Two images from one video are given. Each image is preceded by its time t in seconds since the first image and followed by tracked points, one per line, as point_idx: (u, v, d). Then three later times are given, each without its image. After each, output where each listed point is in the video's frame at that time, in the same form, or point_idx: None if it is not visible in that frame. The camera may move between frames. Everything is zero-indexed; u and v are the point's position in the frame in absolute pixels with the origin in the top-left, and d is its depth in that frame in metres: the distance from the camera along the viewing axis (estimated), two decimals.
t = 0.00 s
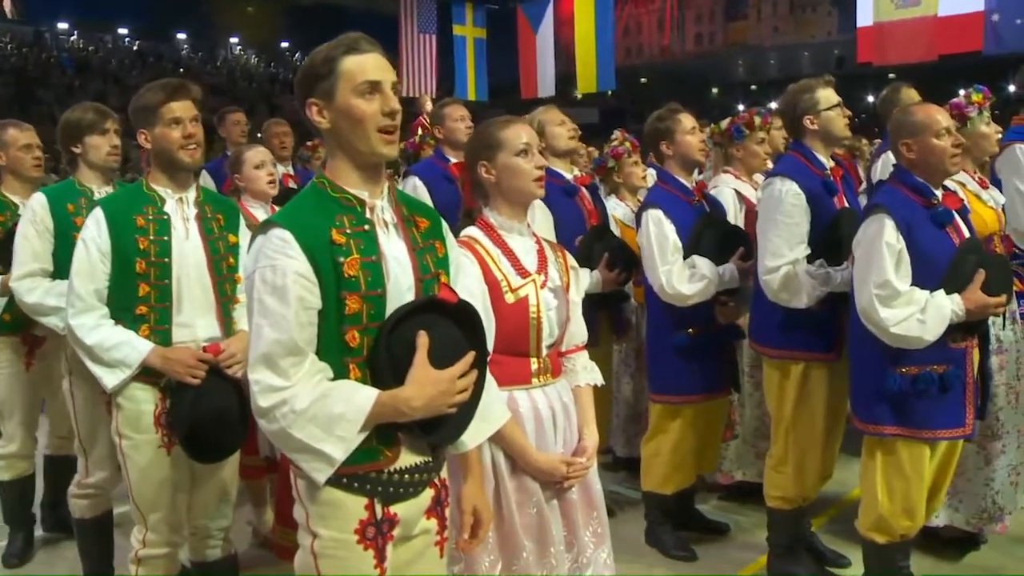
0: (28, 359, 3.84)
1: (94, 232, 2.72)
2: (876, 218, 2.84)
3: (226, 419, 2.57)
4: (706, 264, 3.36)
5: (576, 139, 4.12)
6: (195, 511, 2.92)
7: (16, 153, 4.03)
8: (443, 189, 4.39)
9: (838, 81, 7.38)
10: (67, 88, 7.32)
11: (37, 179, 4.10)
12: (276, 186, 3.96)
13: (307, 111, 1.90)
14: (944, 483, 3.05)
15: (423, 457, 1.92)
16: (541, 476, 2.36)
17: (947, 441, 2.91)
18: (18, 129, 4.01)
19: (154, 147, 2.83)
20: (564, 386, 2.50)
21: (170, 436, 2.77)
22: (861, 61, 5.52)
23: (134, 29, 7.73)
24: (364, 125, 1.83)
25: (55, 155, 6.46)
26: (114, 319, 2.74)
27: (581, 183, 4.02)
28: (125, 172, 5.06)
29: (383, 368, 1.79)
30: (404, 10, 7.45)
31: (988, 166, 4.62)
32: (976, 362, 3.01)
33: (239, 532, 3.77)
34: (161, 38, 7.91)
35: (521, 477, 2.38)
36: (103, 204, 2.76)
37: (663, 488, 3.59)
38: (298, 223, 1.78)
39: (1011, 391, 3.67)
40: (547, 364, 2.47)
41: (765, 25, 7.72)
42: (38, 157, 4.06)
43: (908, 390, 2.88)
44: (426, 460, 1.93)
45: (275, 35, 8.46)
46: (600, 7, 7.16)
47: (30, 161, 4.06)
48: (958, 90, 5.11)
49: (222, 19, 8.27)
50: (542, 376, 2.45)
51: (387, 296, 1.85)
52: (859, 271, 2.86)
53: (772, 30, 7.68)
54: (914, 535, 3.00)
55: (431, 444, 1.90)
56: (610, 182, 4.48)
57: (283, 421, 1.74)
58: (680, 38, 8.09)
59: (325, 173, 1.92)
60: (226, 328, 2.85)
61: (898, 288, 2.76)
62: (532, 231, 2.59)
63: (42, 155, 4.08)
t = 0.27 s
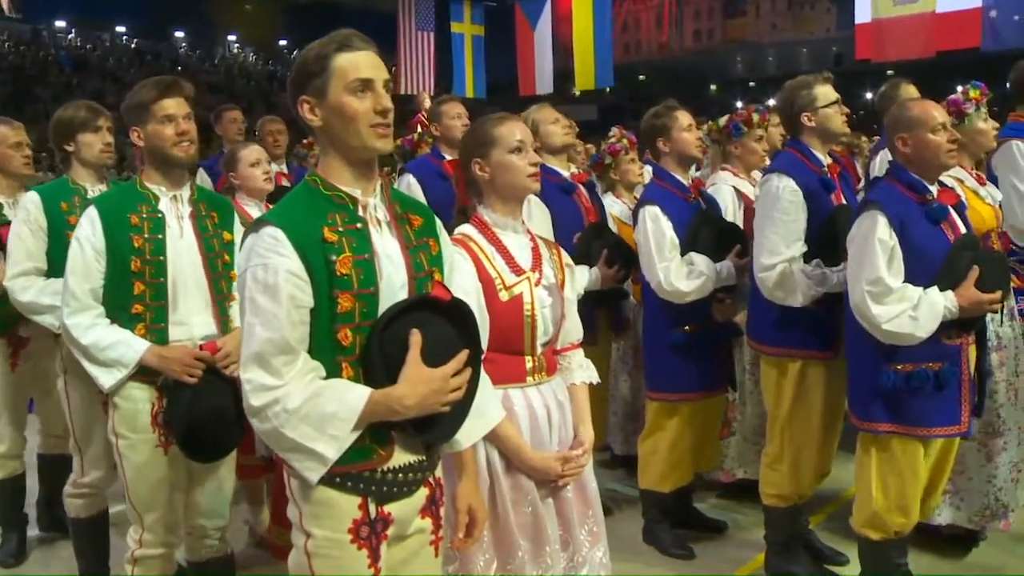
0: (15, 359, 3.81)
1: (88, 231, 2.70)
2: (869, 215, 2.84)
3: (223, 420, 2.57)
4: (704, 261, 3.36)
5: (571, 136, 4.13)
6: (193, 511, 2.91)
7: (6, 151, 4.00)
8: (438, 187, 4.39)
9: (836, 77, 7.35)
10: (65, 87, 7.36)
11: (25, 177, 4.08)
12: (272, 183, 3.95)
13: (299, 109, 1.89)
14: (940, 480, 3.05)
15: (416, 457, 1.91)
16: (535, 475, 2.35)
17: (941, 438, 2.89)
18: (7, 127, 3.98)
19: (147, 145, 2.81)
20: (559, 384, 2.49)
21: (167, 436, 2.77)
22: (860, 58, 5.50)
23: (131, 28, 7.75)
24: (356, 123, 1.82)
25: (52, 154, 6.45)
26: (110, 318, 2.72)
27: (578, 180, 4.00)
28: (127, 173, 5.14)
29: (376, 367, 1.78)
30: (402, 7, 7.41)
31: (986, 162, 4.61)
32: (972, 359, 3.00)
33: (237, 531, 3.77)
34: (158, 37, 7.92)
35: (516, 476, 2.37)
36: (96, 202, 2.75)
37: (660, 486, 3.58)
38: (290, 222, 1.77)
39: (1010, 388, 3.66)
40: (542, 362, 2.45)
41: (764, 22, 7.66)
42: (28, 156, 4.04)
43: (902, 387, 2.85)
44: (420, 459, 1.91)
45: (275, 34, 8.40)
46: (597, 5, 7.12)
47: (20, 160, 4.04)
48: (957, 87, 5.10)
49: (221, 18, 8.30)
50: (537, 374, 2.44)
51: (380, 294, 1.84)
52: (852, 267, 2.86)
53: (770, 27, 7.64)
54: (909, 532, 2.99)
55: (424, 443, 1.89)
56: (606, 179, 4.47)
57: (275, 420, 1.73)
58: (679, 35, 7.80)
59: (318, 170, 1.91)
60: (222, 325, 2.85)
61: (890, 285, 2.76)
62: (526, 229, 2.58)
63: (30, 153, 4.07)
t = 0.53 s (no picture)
0: (2, 358, 3.78)
1: (83, 230, 2.69)
2: (864, 211, 2.83)
3: (222, 418, 2.53)
4: (701, 260, 3.36)
5: (567, 135, 4.12)
6: (189, 511, 2.91)
7: None
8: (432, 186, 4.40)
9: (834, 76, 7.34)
10: (63, 86, 7.29)
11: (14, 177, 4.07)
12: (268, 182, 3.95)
13: (292, 107, 1.87)
14: (936, 480, 3.04)
15: (408, 457, 1.89)
16: (529, 475, 2.35)
17: (929, 437, 2.89)
18: None
19: (139, 143, 2.80)
20: (553, 384, 2.48)
21: (166, 437, 2.75)
22: (857, 57, 5.45)
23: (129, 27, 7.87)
24: (349, 121, 1.81)
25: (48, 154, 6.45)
26: (108, 318, 2.71)
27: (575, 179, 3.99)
28: (122, 172, 5.14)
29: (369, 367, 1.77)
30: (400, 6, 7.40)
31: (982, 160, 4.60)
32: (964, 360, 2.99)
33: (233, 531, 3.77)
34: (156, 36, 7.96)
35: (509, 476, 2.36)
36: (91, 201, 2.73)
37: (657, 486, 3.57)
38: (282, 220, 1.76)
39: (1005, 387, 3.65)
40: (536, 362, 2.44)
41: (763, 22, 7.58)
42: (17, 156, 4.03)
43: (891, 385, 2.85)
44: (413, 460, 1.90)
45: (272, 32, 8.38)
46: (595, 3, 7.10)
47: (10, 160, 4.03)
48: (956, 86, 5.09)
49: (219, 17, 8.28)
50: (531, 374, 2.43)
51: (373, 293, 1.84)
52: (846, 263, 2.85)
53: (769, 26, 7.60)
54: (901, 532, 2.98)
55: (417, 443, 1.88)
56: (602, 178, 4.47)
57: (267, 420, 1.72)
58: (676, 34, 7.75)
59: (311, 169, 1.90)
60: (219, 322, 2.84)
61: (884, 281, 2.75)
62: (520, 228, 2.57)
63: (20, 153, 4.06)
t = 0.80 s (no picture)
0: None
1: (71, 228, 2.67)
2: (854, 207, 2.82)
3: (212, 416, 2.52)
4: (693, 259, 3.35)
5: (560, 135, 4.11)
6: (178, 511, 2.90)
7: None
8: (422, 184, 4.42)
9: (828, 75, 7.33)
10: (57, 85, 7.24)
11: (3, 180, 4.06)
12: (259, 183, 3.95)
13: (278, 105, 1.86)
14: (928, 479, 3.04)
15: (396, 458, 1.88)
16: (517, 475, 2.34)
17: (919, 435, 2.89)
18: None
19: (127, 142, 2.79)
20: (543, 383, 2.47)
21: (156, 438, 2.74)
22: (852, 56, 5.44)
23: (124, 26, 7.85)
24: (335, 119, 1.80)
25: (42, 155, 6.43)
26: (99, 316, 2.69)
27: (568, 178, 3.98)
28: (114, 172, 5.12)
29: (356, 366, 1.75)
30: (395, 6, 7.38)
31: (975, 159, 4.60)
32: (954, 358, 2.99)
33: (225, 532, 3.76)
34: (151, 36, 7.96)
35: (498, 477, 2.36)
36: (78, 199, 2.72)
37: (650, 486, 3.56)
38: (269, 218, 1.75)
39: (992, 386, 3.65)
40: (525, 361, 2.43)
41: (757, 21, 7.62)
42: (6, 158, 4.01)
43: (881, 382, 2.85)
44: (401, 460, 1.89)
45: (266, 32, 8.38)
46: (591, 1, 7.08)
47: None
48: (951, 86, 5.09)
49: (213, 18, 8.37)
50: (521, 373, 2.42)
51: (360, 292, 1.83)
52: (836, 259, 2.84)
53: (764, 27, 7.64)
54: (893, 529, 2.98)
55: (405, 443, 1.86)
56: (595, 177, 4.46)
57: (253, 420, 1.70)
58: (673, 33, 7.72)
59: (297, 166, 1.89)
60: (210, 317, 2.83)
61: (874, 277, 2.75)
62: (510, 227, 2.56)
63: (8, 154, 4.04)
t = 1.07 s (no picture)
0: None
1: (62, 237, 2.67)
2: (846, 211, 2.82)
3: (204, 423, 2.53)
4: (687, 263, 3.35)
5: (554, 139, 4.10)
6: (173, 520, 2.89)
7: None
8: (414, 189, 4.44)
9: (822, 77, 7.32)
10: (52, 92, 7.36)
11: None
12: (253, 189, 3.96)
13: (268, 112, 1.86)
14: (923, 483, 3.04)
15: (388, 465, 1.88)
16: (510, 481, 2.33)
17: (913, 438, 2.88)
18: None
19: (117, 150, 2.78)
20: (536, 389, 2.47)
21: (150, 446, 2.73)
22: (848, 58, 5.45)
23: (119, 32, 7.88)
24: (325, 125, 1.80)
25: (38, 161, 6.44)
26: (90, 326, 2.69)
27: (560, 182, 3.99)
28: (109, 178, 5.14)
29: (348, 374, 1.75)
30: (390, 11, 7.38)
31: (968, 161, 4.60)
32: (947, 361, 2.99)
33: (220, 539, 3.76)
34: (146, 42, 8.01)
35: (491, 483, 2.35)
36: (68, 209, 2.72)
37: (645, 490, 3.55)
38: (259, 226, 1.75)
39: (984, 387, 3.65)
40: (518, 367, 2.43)
41: (753, 22, 7.51)
42: None
43: (873, 385, 2.85)
44: (392, 468, 1.89)
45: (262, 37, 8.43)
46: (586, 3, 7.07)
47: None
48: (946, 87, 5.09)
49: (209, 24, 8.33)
50: (513, 379, 2.42)
51: (351, 299, 1.82)
52: (828, 263, 2.85)
53: (759, 27, 7.50)
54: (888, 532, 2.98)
55: (397, 451, 1.86)
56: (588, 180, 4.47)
57: (243, 428, 1.70)
58: (669, 35, 7.74)
59: (287, 174, 1.88)
60: (201, 325, 2.83)
61: (864, 281, 2.74)
62: (502, 232, 2.56)
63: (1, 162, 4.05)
